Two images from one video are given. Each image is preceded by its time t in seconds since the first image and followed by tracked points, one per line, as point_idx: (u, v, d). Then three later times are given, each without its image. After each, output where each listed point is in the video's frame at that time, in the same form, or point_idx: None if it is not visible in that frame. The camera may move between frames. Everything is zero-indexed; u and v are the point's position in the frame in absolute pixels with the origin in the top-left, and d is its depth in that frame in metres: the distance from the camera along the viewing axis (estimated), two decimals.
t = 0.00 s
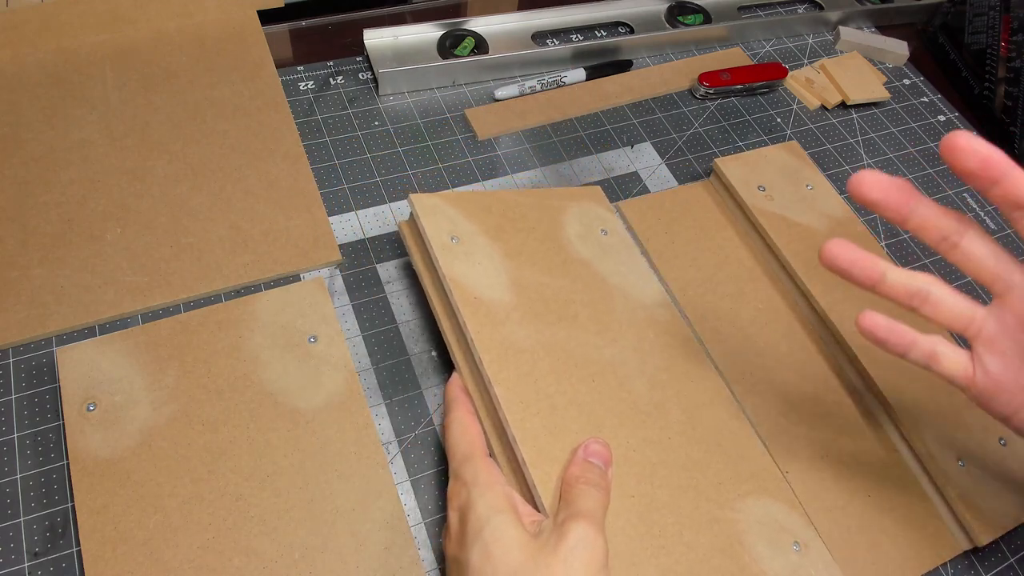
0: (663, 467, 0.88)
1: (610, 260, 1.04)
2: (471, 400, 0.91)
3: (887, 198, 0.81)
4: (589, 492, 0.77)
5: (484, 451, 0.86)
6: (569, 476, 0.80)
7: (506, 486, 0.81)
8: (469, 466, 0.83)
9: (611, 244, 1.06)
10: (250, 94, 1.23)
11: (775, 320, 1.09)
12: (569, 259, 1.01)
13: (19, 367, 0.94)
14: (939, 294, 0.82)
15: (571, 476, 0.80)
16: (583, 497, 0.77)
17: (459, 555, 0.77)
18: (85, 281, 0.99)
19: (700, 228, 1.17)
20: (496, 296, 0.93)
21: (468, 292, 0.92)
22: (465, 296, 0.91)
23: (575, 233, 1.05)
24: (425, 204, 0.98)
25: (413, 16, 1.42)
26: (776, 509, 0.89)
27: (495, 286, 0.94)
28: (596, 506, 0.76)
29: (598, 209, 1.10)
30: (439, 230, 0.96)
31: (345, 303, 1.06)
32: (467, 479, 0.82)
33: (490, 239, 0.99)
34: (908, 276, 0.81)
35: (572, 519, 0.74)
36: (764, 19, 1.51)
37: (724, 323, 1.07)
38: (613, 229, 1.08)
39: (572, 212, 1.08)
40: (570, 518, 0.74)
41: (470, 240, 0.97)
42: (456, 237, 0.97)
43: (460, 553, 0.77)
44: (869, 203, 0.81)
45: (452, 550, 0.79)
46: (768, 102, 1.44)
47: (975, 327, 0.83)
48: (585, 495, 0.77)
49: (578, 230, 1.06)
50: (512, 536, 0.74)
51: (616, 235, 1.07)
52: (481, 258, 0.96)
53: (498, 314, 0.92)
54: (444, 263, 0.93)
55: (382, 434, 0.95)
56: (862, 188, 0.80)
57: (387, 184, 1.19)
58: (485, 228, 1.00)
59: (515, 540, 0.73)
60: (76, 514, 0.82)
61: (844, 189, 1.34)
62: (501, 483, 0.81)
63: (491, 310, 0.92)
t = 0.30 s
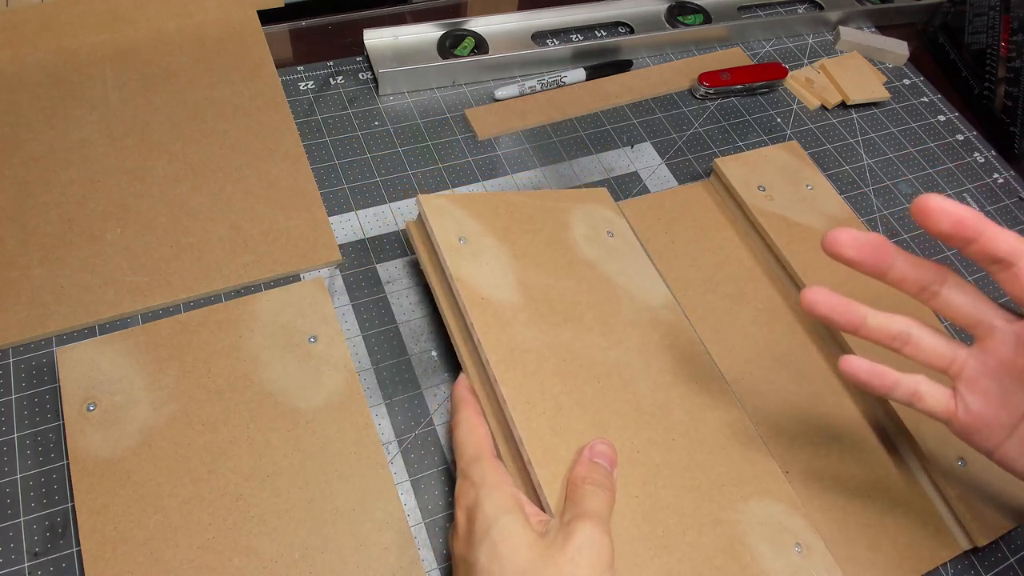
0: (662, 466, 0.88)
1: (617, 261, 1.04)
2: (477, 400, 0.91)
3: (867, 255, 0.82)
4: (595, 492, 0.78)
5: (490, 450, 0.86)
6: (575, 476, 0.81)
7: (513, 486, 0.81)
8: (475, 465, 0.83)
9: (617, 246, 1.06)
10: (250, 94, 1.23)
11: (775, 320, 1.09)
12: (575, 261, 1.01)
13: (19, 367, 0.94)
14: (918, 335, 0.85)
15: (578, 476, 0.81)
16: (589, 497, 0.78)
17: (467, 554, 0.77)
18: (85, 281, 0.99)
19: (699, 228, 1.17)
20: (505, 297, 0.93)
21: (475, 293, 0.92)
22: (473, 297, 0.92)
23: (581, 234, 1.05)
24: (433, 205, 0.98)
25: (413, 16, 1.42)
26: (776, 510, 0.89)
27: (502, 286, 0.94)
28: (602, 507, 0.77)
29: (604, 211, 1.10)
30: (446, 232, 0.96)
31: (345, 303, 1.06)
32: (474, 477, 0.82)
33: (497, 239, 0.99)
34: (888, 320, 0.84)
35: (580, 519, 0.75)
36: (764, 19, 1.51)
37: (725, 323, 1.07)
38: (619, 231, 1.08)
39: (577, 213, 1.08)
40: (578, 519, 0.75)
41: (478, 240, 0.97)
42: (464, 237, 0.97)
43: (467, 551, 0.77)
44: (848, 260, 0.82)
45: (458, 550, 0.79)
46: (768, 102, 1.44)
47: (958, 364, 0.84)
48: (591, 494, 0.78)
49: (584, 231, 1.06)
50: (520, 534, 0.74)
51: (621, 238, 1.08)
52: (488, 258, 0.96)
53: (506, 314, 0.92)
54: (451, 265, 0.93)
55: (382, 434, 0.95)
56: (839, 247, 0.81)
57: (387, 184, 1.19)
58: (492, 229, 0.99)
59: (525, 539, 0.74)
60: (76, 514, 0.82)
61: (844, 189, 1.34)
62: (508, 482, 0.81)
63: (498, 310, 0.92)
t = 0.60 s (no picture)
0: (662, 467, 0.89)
1: (612, 264, 1.05)
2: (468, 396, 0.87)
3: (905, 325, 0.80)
4: (616, 501, 0.79)
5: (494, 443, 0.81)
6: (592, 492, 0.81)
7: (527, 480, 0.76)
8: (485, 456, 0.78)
9: (612, 248, 1.07)
10: (250, 94, 1.23)
11: (774, 320, 1.09)
12: (566, 267, 1.03)
13: (19, 367, 0.94)
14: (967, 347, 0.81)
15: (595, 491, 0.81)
16: (610, 506, 0.78)
17: (488, 552, 0.71)
18: (85, 281, 0.99)
19: (700, 228, 1.17)
20: (491, 309, 0.95)
21: (461, 307, 0.94)
22: (459, 310, 0.94)
23: (576, 238, 1.06)
24: (423, 220, 1.01)
25: (413, 15, 1.42)
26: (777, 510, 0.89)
27: (491, 298, 0.96)
28: (620, 515, 0.78)
29: (601, 211, 1.11)
30: (435, 246, 0.99)
31: (345, 303, 1.06)
32: (487, 468, 0.76)
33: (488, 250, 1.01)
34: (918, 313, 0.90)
35: (608, 528, 0.75)
36: (764, 19, 1.51)
37: (725, 323, 1.07)
38: (614, 232, 1.09)
39: (574, 216, 1.09)
40: (606, 527, 0.75)
41: (468, 253, 0.99)
42: (453, 250, 0.99)
43: (487, 549, 0.71)
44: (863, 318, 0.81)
45: (471, 544, 0.73)
46: (768, 102, 1.44)
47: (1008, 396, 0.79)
48: (611, 505, 0.79)
49: (579, 235, 1.07)
50: (553, 536, 0.70)
51: (617, 239, 1.08)
52: (476, 271, 0.98)
53: (492, 326, 0.94)
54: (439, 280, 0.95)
55: (382, 434, 0.95)
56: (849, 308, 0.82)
57: (387, 184, 1.19)
58: (483, 240, 1.01)
59: (559, 542, 0.70)
60: (76, 514, 0.82)
61: (844, 189, 1.34)
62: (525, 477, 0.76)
63: (484, 322, 0.94)
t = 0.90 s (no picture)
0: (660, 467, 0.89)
1: (615, 266, 1.05)
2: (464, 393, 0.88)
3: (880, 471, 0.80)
4: (619, 457, 0.78)
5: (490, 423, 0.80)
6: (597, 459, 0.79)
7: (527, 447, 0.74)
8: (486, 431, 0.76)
9: (618, 249, 1.07)
10: (250, 94, 1.23)
11: (774, 320, 1.09)
12: (571, 271, 1.03)
13: (19, 367, 0.94)
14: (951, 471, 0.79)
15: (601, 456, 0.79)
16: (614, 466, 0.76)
17: (495, 519, 0.67)
18: (85, 281, 0.99)
19: (699, 228, 1.17)
20: (492, 319, 0.96)
21: (463, 317, 0.95)
22: (461, 320, 0.95)
23: (580, 241, 1.06)
24: (428, 231, 1.03)
25: (413, 15, 1.42)
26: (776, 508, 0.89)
27: (493, 307, 0.97)
28: (627, 472, 0.76)
29: (606, 212, 1.11)
30: (439, 257, 1.00)
31: (345, 303, 1.06)
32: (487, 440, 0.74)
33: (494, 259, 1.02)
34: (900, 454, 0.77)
35: (611, 483, 0.73)
36: (764, 19, 1.51)
37: (725, 322, 1.07)
38: (620, 233, 1.09)
39: (579, 218, 1.09)
40: (610, 482, 0.73)
41: (471, 262, 1.01)
42: (457, 260, 1.01)
43: (493, 516, 0.67)
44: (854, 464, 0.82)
45: (476, 514, 0.69)
46: (768, 102, 1.44)
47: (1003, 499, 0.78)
48: (615, 463, 0.78)
49: (583, 238, 1.07)
50: (558, 496, 0.68)
51: (623, 240, 1.08)
52: (480, 280, 0.99)
53: (493, 334, 0.95)
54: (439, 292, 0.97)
55: (382, 434, 0.95)
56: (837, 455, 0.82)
57: (387, 184, 1.19)
58: (486, 249, 1.02)
59: (563, 501, 0.68)
60: (76, 514, 0.82)
61: (844, 189, 1.34)
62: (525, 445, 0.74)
63: (485, 331, 0.95)
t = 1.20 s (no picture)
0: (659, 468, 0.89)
1: (625, 268, 1.05)
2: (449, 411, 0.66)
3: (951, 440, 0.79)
4: (671, 553, 0.54)
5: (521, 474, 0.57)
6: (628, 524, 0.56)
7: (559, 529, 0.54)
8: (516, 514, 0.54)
9: (628, 252, 1.07)
10: (250, 94, 1.23)
11: (774, 320, 1.09)
12: (582, 274, 1.03)
13: (19, 367, 0.94)
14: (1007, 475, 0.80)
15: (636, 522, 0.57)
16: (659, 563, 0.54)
17: None
18: (85, 281, 0.99)
19: (699, 229, 1.17)
20: (501, 323, 0.96)
21: (473, 322, 0.96)
22: (472, 326, 0.96)
23: (590, 244, 1.06)
24: (439, 238, 1.03)
25: (413, 16, 1.42)
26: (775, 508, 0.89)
27: (503, 311, 0.97)
28: None
29: (617, 214, 1.11)
30: (450, 264, 1.01)
31: (345, 303, 1.06)
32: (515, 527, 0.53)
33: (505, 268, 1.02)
34: None
35: None
36: (764, 19, 1.51)
37: (725, 322, 1.07)
38: (631, 235, 1.09)
39: (589, 221, 1.09)
40: None
41: (482, 268, 1.01)
42: (468, 267, 1.01)
43: None
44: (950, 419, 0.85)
45: None
46: (768, 102, 1.44)
47: None
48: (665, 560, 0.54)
49: (594, 241, 1.07)
50: None
51: (634, 243, 1.08)
52: (489, 284, 1.00)
53: (503, 338, 0.95)
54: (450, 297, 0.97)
55: (381, 434, 0.95)
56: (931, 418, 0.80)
57: (388, 184, 1.19)
58: (500, 256, 1.02)
59: None
60: (76, 514, 0.82)
61: (844, 189, 1.34)
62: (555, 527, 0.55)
63: (496, 335, 0.95)
